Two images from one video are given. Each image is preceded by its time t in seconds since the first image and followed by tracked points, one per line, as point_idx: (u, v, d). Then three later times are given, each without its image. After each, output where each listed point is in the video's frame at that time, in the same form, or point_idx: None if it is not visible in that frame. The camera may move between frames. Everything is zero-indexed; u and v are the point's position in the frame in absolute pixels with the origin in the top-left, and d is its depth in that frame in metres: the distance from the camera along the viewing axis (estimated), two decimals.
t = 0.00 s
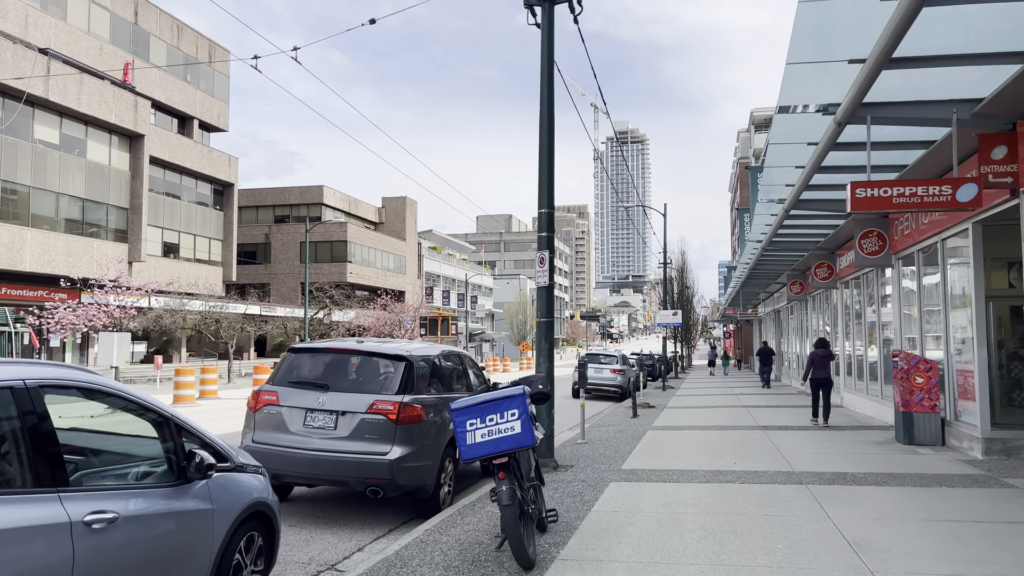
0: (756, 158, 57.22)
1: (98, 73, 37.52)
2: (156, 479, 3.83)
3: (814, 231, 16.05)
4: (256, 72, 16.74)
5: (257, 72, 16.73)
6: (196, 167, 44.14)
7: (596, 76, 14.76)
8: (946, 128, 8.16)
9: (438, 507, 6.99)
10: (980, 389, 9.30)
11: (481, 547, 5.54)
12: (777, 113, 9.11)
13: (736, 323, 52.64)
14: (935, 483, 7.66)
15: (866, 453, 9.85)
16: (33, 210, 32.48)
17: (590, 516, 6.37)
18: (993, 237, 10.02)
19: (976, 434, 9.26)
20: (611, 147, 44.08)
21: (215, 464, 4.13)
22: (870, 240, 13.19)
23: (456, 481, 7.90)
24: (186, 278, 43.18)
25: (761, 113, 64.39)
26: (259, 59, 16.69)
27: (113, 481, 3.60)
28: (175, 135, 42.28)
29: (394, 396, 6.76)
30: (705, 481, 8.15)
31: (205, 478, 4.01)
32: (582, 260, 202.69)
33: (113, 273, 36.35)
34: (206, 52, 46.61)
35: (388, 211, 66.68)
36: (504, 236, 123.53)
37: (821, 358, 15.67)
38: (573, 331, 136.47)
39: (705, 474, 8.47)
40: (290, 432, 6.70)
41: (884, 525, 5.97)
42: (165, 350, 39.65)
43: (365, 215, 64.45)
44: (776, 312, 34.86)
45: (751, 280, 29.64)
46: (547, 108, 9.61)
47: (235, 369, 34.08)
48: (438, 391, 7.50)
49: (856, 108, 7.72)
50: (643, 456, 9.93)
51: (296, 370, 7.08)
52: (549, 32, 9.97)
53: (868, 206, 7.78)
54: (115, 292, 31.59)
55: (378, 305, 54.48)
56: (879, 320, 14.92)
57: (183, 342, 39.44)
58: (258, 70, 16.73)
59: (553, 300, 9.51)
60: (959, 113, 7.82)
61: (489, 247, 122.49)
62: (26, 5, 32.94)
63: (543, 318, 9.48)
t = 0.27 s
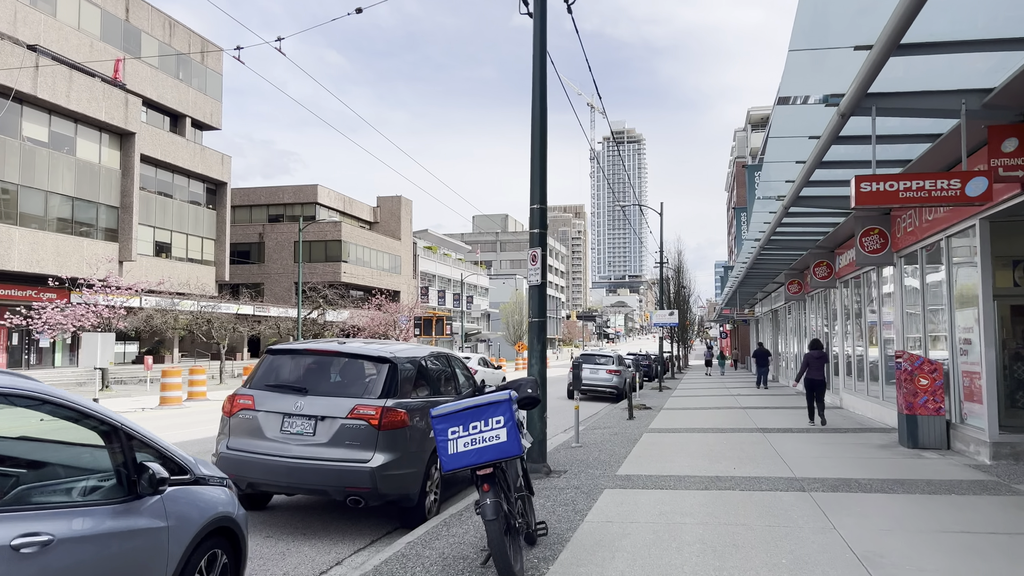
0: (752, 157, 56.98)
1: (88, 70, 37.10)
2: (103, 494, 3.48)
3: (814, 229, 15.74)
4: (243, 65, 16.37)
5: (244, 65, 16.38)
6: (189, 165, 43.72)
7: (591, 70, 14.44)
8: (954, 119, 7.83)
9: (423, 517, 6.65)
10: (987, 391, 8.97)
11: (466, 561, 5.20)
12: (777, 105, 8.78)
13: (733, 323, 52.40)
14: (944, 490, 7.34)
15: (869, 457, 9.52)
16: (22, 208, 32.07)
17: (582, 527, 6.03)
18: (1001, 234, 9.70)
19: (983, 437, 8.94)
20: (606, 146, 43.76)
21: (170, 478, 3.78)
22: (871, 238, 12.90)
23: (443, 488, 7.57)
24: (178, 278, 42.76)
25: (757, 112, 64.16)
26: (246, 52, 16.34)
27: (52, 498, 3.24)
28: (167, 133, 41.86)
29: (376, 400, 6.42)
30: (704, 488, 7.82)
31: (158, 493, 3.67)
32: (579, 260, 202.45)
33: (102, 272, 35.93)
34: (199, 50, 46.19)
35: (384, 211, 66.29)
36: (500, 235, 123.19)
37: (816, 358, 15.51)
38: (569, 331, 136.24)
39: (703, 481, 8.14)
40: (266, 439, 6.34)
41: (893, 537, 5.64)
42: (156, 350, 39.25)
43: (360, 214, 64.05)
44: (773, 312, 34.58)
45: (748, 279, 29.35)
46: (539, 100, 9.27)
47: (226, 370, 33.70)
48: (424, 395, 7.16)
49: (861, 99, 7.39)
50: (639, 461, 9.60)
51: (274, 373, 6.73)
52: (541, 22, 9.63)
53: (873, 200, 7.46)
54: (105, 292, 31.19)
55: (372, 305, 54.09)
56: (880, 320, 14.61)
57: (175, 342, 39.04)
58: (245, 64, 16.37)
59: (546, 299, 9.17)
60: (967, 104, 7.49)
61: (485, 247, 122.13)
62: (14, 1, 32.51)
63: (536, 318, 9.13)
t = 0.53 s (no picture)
0: (749, 156, 56.70)
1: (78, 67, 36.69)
2: (33, 506, 3.15)
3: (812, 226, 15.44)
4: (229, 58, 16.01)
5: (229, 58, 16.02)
6: (180, 164, 43.31)
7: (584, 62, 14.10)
8: (959, 108, 7.52)
9: (403, 524, 6.31)
10: (991, 392, 8.65)
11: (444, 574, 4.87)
12: (775, 94, 8.46)
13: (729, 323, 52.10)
14: (949, 495, 7.03)
15: (870, 460, 9.21)
16: (9, 206, 31.67)
17: (570, 537, 5.69)
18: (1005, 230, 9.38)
19: (987, 440, 8.63)
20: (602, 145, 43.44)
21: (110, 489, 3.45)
22: (870, 235, 12.61)
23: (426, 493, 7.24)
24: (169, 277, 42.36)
25: (753, 111, 63.91)
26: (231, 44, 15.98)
27: None
28: (158, 131, 41.45)
29: (353, 402, 6.09)
30: (698, 493, 7.48)
31: (94, 506, 3.33)
32: (575, 260, 202.17)
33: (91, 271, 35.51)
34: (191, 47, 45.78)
35: (378, 210, 65.89)
36: (496, 235, 122.87)
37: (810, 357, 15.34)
38: (565, 331, 135.97)
39: (698, 485, 7.80)
40: (235, 443, 5.99)
41: (899, 548, 5.30)
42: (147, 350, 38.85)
43: (354, 214, 63.65)
44: (770, 312, 34.27)
45: (745, 278, 29.06)
46: (528, 91, 8.93)
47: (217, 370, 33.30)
48: (406, 397, 6.83)
49: (863, 86, 7.07)
50: (633, 464, 9.27)
51: (247, 373, 6.39)
52: (531, 9, 9.29)
53: (875, 192, 7.15)
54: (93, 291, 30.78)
55: (366, 305, 53.71)
56: (879, 319, 14.31)
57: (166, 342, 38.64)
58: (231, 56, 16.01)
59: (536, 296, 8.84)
60: (974, 92, 7.16)
61: (481, 247, 121.75)
62: None
63: (524, 316, 8.79)
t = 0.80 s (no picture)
0: (745, 155, 56.43)
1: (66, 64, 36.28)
2: None
3: (810, 224, 15.14)
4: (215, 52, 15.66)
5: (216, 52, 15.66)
6: (172, 162, 42.90)
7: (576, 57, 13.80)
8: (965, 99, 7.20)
9: (382, 535, 5.97)
10: (997, 394, 8.33)
11: None
12: (773, 85, 8.15)
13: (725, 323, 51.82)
14: (955, 503, 6.70)
15: (870, 465, 8.89)
16: None
17: (556, 550, 5.34)
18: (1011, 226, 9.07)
19: (993, 444, 8.31)
20: (597, 144, 43.11)
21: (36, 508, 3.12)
22: (870, 232, 12.30)
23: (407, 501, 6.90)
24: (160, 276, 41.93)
25: (750, 110, 63.65)
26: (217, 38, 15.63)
27: None
28: (149, 129, 41.03)
29: (327, 407, 5.74)
30: (693, 501, 7.14)
31: (16, 528, 3.00)
32: (571, 260, 201.97)
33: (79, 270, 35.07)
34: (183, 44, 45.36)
35: (373, 209, 65.51)
36: (492, 234, 122.51)
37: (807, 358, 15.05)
38: (561, 331, 135.66)
39: (693, 492, 7.47)
40: (202, 450, 5.68)
41: (906, 563, 4.96)
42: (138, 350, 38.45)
43: (348, 213, 63.25)
44: (767, 312, 34.00)
45: (741, 278, 28.79)
46: (517, 82, 8.60)
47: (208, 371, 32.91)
48: (387, 401, 6.49)
49: (864, 77, 6.76)
50: (626, 470, 8.94)
51: (217, 376, 6.07)
52: None
53: (878, 186, 6.83)
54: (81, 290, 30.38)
55: (360, 305, 53.33)
56: (879, 319, 14.00)
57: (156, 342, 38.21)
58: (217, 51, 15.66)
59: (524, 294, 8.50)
60: (982, 81, 6.84)
61: (477, 247, 121.39)
62: None
63: (513, 316, 8.42)
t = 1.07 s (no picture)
0: (738, 154, 56.30)
1: (52, 60, 35.80)
2: None
3: (805, 220, 14.87)
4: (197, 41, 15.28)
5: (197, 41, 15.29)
6: (160, 159, 42.44)
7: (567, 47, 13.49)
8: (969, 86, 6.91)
9: (358, 542, 5.65)
10: (1000, 393, 8.04)
11: None
12: (769, 72, 7.87)
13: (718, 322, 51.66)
14: (959, 506, 6.42)
15: (869, 466, 8.60)
16: None
17: (541, 560, 5.03)
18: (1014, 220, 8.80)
19: (996, 444, 8.04)
20: (590, 143, 42.84)
21: None
22: (866, 228, 12.06)
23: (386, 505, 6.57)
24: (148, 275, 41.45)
25: (742, 109, 63.51)
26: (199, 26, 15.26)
27: None
28: (137, 126, 40.56)
29: (299, 407, 5.42)
30: (686, 505, 6.83)
31: None
32: (565, 260, 201.88)
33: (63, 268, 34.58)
34: (171, 40, 44.89)
35: (364, 208, 65.10)
36: (484, 234, 122.13)
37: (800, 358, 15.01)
38: (553, 331, 135.43)
39: (686, 495, 7.16)
40: (165, 452, 5.35)
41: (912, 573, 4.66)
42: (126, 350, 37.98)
43: (339, 212, 62.83)
44: (759, 312, 33.79)
45: (734, 277, 28.56)
46: (504, 69, 8.26)
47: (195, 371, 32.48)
48: (365, 400, 6.16)
49: (863, 62, 6.48)
50: (616, 471, 8.63)
51: (184, 373, 5.73)
52: None
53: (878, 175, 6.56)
54: (66, 288, 29.93)
55: (351, 304, 52.94)
56: (875, 317, 13.75)
57: (143, 341, 37.75)
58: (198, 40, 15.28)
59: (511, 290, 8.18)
60: (986, 66, 6.54)
61: (469, 246, 121.14)
62: None
63: (500, 312, 8.10)
